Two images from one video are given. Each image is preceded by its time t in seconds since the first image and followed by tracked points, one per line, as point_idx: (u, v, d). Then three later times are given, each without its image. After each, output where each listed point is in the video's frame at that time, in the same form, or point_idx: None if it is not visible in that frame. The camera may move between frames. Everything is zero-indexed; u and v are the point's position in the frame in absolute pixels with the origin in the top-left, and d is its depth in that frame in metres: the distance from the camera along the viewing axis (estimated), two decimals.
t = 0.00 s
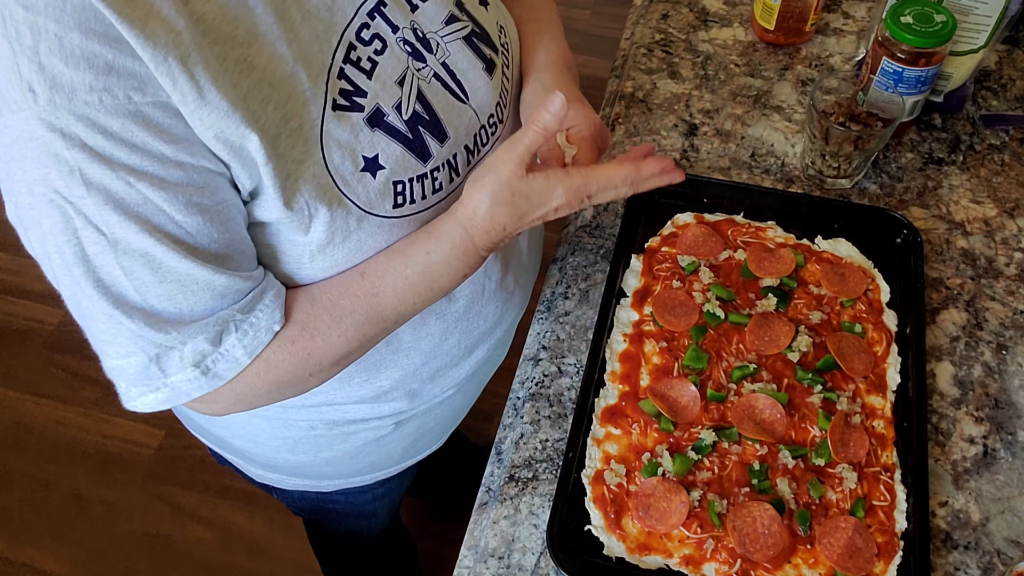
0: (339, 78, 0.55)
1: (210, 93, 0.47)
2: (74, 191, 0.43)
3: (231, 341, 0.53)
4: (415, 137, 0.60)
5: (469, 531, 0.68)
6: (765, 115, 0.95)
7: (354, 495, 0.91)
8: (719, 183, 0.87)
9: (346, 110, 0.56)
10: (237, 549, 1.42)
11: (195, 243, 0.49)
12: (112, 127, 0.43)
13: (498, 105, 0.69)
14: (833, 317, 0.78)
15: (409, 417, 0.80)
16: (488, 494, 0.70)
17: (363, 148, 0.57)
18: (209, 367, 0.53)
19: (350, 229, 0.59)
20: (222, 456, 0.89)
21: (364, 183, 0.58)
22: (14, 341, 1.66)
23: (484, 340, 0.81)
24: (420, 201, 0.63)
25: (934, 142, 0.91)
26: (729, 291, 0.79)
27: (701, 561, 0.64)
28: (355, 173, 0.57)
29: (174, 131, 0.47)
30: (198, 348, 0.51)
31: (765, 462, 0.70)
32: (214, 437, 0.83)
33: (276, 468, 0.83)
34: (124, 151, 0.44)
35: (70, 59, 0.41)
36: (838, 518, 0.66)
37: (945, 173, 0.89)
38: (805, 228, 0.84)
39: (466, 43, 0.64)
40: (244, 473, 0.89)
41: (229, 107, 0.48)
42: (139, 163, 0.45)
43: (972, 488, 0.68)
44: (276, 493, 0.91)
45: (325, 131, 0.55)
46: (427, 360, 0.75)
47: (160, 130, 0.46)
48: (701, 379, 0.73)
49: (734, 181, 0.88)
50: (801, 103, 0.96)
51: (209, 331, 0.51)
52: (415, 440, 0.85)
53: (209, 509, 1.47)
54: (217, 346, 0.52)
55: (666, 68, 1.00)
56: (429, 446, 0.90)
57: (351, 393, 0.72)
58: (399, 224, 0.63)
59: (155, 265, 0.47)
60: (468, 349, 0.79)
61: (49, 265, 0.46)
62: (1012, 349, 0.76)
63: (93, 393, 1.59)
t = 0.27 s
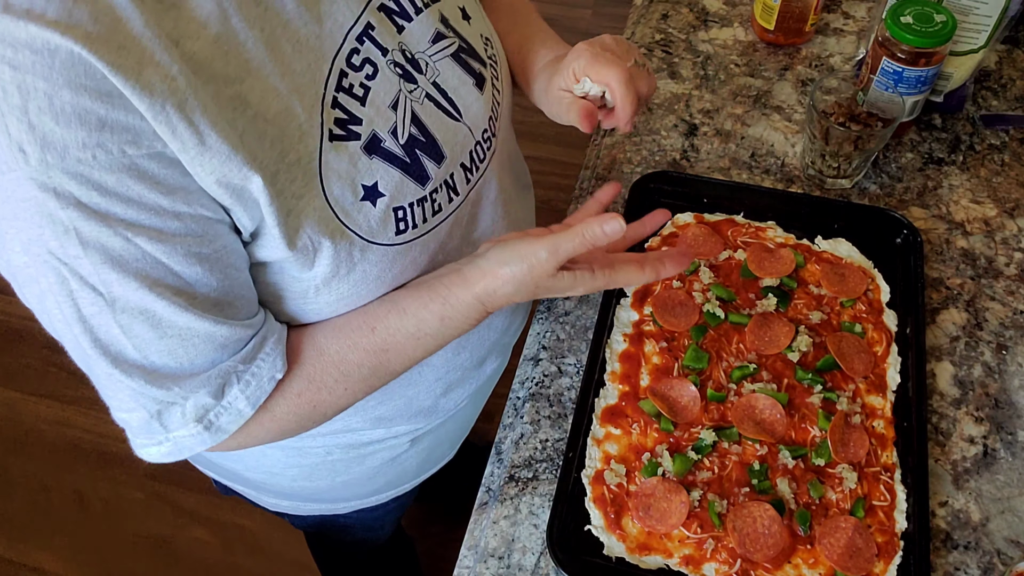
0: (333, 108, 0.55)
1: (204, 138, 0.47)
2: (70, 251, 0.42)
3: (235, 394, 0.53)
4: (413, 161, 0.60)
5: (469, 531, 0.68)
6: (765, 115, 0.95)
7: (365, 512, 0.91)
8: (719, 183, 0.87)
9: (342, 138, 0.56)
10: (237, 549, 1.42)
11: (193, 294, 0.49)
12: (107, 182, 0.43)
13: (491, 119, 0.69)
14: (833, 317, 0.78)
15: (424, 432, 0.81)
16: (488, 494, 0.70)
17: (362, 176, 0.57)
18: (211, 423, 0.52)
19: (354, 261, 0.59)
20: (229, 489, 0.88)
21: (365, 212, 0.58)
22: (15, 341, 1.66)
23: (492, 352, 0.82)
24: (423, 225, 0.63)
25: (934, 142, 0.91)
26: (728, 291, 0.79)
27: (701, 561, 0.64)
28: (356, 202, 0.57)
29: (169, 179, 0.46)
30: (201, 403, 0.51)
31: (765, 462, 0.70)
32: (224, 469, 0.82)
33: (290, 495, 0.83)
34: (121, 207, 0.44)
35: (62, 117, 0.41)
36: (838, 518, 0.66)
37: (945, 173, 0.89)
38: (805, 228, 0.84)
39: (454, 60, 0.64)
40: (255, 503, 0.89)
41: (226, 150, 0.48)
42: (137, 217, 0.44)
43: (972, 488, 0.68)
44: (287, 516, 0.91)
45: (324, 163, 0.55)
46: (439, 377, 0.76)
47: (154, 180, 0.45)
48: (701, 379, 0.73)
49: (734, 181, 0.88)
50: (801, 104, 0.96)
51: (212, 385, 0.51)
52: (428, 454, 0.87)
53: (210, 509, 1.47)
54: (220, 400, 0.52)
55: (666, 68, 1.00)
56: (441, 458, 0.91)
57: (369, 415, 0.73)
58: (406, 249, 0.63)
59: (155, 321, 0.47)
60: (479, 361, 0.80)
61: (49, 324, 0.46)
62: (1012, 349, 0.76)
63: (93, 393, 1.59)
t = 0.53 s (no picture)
0: (343, 125, 0.54)
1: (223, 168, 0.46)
2: (106, 296, 0.42)
3: (280, 421, 0.54)
4: (424, 171, 0.60)
5: (469, 531, 0.68)
6: (765, 115, 0.95)
7: (383, 527, 0.92)
8: (719, 183, 0.87)
9: (355, 156, 0.55)
10: (237, 548, 1.42)
11: (231, 323, 0.49)
12: (136, 222, 0.43)
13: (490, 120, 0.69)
14: (833, 317, 0.78)
15: (445, 443, 0.82)
16: (487, 494, 0.70)
17: (377, 191, 0.57)
18: (258, 453, 0.53)
19: (378, 277, 0.59)
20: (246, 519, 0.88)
21: (385, 228, 0.58)
22: (15, 340, 1.66)
23: (505, 359, 0.83)
24: (438, 234, 0.64)
25: (934, 142, 0.91)
26: (728, 291, 0.79)
27: (701, 561, 0.64)
28: (374, 218, 0.57)
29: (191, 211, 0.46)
30: (248, 435, 0.52)
31: (765, 462, 0.70)
32: (243, 502, 0.82)
33: (314, 519, 0.83)
34: (154, 245, 0.44)
35: (86, 162, 0.40)
36: (838, 518, 0.66)
37: (946, 173, 0.89)
38: (805, 228, 0.84)
39: (450, 65, 0.64)
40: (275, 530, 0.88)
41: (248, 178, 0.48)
42: (170, 254, 0.45)
43: (972, 488, 0.68)
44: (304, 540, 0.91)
45: (343, 182, 0.54)
46: (458, 390, 0.77)
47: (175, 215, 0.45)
48: (701, 379, 0.73)
49: (734, 181, 0.88)
50: (802, 104, 0.96)
51: (256, 416, 0.52)
52: (447, 463, 0.88)
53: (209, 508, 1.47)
54: (265, 429, 0.53)
55: (666, 68, 1.00)
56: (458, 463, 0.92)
57: (393, 432, 0.74)
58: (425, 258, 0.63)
59: (197, 357, 0.47)
60: (493, 368, 0.81)
61: (83, 383, 0.45)
62: (1012, 349, 0.76)
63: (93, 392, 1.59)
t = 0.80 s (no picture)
0: (349, 131, 0.54)
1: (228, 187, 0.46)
2: (101, 323, 0.42)
3: (272, 443, 0.54)
4: (429, 176, 0.60)
5: (469, 531, 0.68)
6: (765, 115, 0.95)
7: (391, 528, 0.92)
8: (719, 183, 0.87)
9: (362, 161, 0.55)
10: (237, 548, 1.42)
11: (229, 350, 0.49)
12: (133, 249, 0.43)
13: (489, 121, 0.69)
14: (833, 317, 0.78)
15: (453, 444, 0.83)
16: (487, 494, 0.70)
17: (384, 196, 0.57)
18: (251, 473, 0.54)
19: (386, 282, 0.59)
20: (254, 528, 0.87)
21: (392, 233, 0.58)
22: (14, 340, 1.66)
23: (510, 358, 0.83)
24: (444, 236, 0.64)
25: (934, 142, 0.91)
26: (729, 291, 0.79)
27: (701, 561, 0.64)
28: (382, 223, 0.57)
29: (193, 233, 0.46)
30: (240, 457, 0.52)
31: (765, 462, 0.69)
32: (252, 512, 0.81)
33: (325, 526, 0.83)
34: (149, 273, 0.43)
35: (85, 190, 0.40)
36: (838, 518, 0.66)
37: (946, 173, 0.89)
38: (805, 228, 0.84)
39: (450, 67, 0.64)
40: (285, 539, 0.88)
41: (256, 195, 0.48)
42: (165, 282, 0.44)
43: (972, 489, 0.68)
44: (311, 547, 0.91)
45: (350, 189, 0.54)
46: (467, 390, 0.77)
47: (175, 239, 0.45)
48: (701, 379, 0.73)
49: (734, 181, 0.88)
50: (802, 104, 0.95)
51: (249, 440, 0.52)
52: (455, 464, 0.88)
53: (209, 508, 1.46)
54: (258, 451, 0.53)
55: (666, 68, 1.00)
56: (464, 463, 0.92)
57: (403, 433, 0.74)
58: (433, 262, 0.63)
59: (191, 384, 0.47)
60: (499, 366, 0.81)
61: (78, 403, 0.45)
62: (1012, 349, 0.76)
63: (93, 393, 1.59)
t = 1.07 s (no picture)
0: (350, 113, 0.54)
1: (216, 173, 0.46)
2: (55, 293, 0.42)
3: (180, 424, 0.52)
4: (430, 162, 0.60)
5: (469, 531, 0.68)
6: (765, 115, 0.95)
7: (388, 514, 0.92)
8: (719, 183, 0.87)
9: (362, 145, 0.55)
10: (237, 548, 1.42)
11: (185, 347, 0.48)
12: (96, 232, 0.42)
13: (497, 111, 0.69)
14: (833, 317, 0.78)
15: (450, 430, 0.82)
16: (488, 494, 0.70)
17: (384, 180, 0.56)
18: (159, 448, 0.52)
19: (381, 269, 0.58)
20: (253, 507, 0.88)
21: (390, 219, 0.58)
22: (16, 340, 1.66)
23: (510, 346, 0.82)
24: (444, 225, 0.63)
25: (934, 142, 0.91)
26: (729, 291, 0.79)
27: (701, 562, 0.64)
28: (381, 209, 0.57)
29: (177, 220, 0.45)
30: (146, 435, 0.50)
31: (765, 462, 0.69)
32: (250, 489, 0.82)
33: (319, 507, 0.83)
34: (108, 258, 0.42)
35: (61, 168, 0.40)
36: (838, 518, 0.66)
37: (946, 173, 0.89)
38: (805, 228, 0.84)
39: (458, 55, 0.64)
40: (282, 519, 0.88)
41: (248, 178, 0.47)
42: (123, 269, 0.43)
43: (972, 489, 0.68)
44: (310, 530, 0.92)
45: (349, 172, 0.54)
46: (465, 377, 0.76)
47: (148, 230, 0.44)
48: (701, 379, 0.73)
49: (734, 181, 0.88)
50: (802, 104, 0.95)
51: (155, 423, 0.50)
52: (452, 451, 0.87)
53: (210, 508, 1.46)
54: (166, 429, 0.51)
55: (666, 68, 1.00)
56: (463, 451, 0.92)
57: (397, 418, 0.74)
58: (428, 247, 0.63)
59: (120, 372, 0.46)
60: (498, 354, 0.80)
61: (44, 354, 0.46)
62: (1012, 349, 0.76)
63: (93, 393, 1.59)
